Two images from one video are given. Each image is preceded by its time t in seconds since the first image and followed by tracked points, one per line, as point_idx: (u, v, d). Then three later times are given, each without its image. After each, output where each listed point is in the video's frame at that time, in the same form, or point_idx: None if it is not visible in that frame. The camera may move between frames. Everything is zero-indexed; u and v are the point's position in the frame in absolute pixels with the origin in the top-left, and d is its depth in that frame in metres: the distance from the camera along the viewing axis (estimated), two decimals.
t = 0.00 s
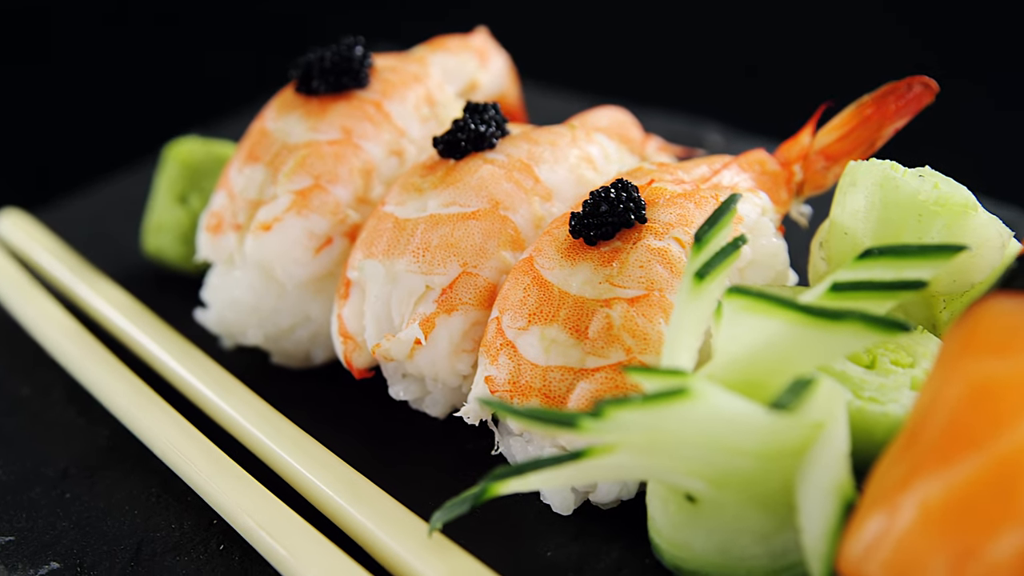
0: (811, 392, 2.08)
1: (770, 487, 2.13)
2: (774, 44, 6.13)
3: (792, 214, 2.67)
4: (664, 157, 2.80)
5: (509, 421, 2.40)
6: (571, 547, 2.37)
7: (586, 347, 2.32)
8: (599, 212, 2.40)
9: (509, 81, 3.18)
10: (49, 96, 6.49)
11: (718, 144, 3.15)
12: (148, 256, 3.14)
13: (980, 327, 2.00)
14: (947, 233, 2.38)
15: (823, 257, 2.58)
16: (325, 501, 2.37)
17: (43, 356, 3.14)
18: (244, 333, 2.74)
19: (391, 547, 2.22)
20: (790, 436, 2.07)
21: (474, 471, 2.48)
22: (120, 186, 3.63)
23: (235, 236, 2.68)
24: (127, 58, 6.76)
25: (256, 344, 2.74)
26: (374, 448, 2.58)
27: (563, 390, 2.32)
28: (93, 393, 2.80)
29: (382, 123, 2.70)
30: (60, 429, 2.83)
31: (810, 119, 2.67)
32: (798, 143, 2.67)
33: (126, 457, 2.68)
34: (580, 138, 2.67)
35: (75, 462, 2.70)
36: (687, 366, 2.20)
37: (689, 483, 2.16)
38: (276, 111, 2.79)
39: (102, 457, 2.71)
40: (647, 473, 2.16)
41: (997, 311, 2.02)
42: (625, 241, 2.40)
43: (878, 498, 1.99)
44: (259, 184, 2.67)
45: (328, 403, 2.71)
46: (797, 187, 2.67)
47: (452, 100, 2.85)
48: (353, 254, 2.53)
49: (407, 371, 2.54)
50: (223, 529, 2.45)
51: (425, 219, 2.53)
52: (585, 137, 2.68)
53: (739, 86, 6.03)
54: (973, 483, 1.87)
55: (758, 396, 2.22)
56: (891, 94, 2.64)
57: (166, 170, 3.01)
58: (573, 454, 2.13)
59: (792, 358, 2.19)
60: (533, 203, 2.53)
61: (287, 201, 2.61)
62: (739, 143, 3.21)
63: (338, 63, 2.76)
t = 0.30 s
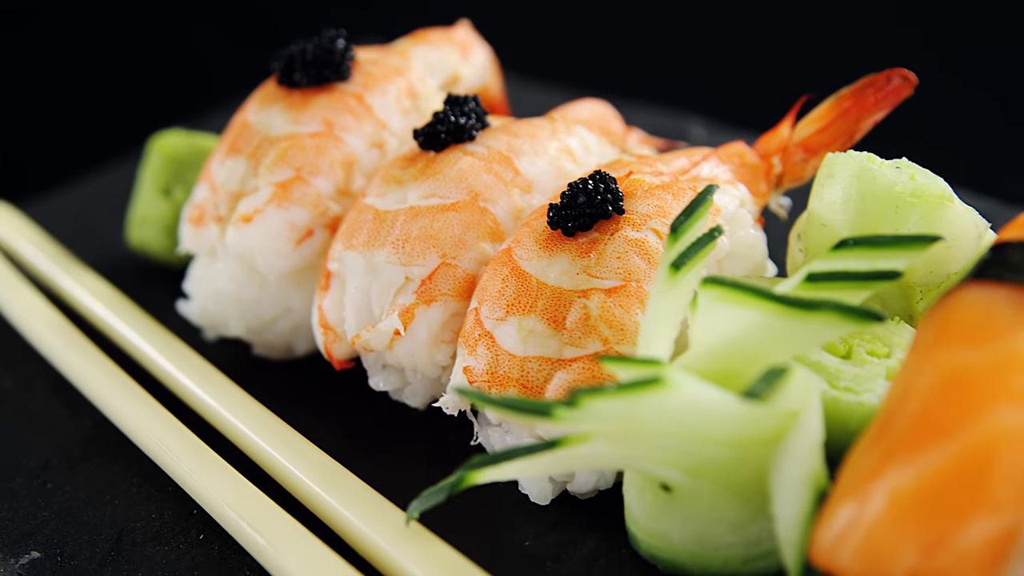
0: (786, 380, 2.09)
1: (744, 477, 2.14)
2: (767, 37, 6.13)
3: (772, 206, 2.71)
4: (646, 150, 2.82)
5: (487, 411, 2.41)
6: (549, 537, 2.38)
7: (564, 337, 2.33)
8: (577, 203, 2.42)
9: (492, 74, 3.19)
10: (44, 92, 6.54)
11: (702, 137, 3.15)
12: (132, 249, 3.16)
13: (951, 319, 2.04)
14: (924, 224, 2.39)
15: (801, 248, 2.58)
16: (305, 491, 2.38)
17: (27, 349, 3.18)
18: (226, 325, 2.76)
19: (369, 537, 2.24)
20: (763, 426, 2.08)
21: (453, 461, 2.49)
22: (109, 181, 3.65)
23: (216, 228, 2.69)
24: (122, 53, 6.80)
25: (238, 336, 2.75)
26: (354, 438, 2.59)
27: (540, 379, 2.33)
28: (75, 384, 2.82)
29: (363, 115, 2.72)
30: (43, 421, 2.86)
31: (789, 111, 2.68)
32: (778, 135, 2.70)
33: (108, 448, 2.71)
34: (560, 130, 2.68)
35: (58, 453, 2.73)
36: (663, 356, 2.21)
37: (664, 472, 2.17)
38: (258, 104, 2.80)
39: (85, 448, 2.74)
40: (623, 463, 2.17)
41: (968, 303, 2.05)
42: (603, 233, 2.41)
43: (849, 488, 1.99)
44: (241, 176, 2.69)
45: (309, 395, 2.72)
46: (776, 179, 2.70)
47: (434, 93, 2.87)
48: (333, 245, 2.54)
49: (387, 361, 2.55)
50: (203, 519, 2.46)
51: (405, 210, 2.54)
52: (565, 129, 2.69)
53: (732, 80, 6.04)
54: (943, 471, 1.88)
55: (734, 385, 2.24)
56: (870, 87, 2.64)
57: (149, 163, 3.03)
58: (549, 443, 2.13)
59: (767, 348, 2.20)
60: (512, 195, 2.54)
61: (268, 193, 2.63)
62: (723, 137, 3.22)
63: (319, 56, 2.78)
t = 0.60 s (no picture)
0: (758, 370, 2.07)
1: (718, 466, 2.15)
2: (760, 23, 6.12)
3: (750, 196, 2.69)
4: (626, 141, 2.81)
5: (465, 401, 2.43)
6: (526, 526, 2.39)
7: (541, 327, 2.34)
8: (554, 194, 2.42)
9: (472, 68, 3.21)
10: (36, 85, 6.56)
11: (684, 129, 3.18)
12: (116, 241, 3.18)
13: (923, 307, 2.07)
14: (900, 215, 2.39)
15: (778, 240, 2.61)
16: (282, 480, 2.39)
17: (12, 341, 3.20)
18: (207, 317, 2.77)
19: (347, 526, 2.25)
20: (737, 415, 2.10)
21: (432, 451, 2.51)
22: (94, 173, 3.67)
23: (197, 220, 2.71)
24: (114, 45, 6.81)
25: (219, 327, 2.76)
26: (332, 427, 2.60)
27: (517, 369, 2.34)
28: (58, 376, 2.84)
29: (344, 108, 2.73)
30: (26, 413, 2.89)
31: (768, 103, 2.70)
32: (756, 127, 2.71)
33: (91, 440, 2.74)
34: (540, 122, 2.69)
35: (40, 445, 2.76)
36: (638, 345, 2.23)
37: (639, 461, 2.18)
38: (239, 96, 2.81)
39: (67, 439, 2.77)
40: (598, 452, 2.18)
41: (940, 293, 2.08)
42: (580, 223, 2.42)
43: (821, 475, 2.00)
44: (222, 168, 2.70)
45: (290, 385, 2.73)
46: (754, 170, 2.70)
47: (414, 85, 2.88)
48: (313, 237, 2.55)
49: (366, 352, 2.57)
50: (183, 508, 2.49)
51: (384, 201, 2.55)
52: (544, 121, 2.70)
53: (723, 71, 6.04)
54: (914, 457, 1.89)
55: (708, 374, 2.25)
56: (849, 78, 2.66)
57: (133, 156, 3.06)
58: (524, 432, 2.14)
59: (741, 338, 2.21)
60: (490, 186, 2.55)
61: (248, 184, 2.64)
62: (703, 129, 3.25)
63: (300, 48, 2.79)
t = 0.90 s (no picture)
0: (731, 358, 2.08)
1: (692, 455, 2.17)
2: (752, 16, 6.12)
3: (729, 188, 2.73)
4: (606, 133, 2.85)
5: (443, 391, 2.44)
6: (503, 516, 2.41)
7: (518, 318, 2.36)
8: (531, 184, 2.43)
9: (455, 61, 3.22)
10: (29, 77, 6.59)
11: (666, 124, 3.18)
12: (100, 233, 3.21)
13: (896, 296, 2.08)
14: (875, 206, 2.42)
15: (756, 231, 2.63)
16: (261, 469, 2.40)
17: None
18: (189, 308, 2.79)
19: (325, 514, 2.26)
20: (712, 404, 2.11)
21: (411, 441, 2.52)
22: (81, 166, 3.69)
23: (179, 211, 2.72)
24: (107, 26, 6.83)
25: (201, 318, 2.78)
26: (313, 418, 2.61)
27: (494, 359, 2.36)
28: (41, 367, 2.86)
29: (325, 100, 2.74)
30: (10, 404, 2.91)
31: (747, 96, 2.72)
32: (735, 119, 2.73)
33: (73, 431, 2.77)
34: (520, 114, 2.70)
35: (23, 435, 2.79)
36: (614, 335, 2.24)
37: (614, 450, 2.19)
38: (221, 89, 2.83)
39: (50, 430, 2.79)
40: (573, 441, 2.19)
41: (913, 282, 2.09)
42: (557, 214, 2.43)
43: (793, 463, 2.01)
44: (203, 160, 2.71)
45: (272, 377, 2.74)
46: (733, 162, 2.73)
47: (396, 78, 2.90)
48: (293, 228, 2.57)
49: (346, 343, 2.58)
50: (163, 498, 2.51)
51: (363, 193, 2.56)
52: (524, 113, 2.72)
53: (714, 64, 6.04)
54: (884, 445, 1.91)
55: (683, 364, 2.27)
56: (828, 71, 2.67)
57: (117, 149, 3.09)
58: (499, 421, 2.15)
59: (716, 327, 2.22)
60: (470, 177, 2.57)
61: (230, 176, 2.65)
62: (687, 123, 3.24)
63: (281, 41, 2.80)
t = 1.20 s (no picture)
0: (702, 352, 2.11)
1: (666, 448, 2.18)
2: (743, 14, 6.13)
3: (708, 184, 2.74)
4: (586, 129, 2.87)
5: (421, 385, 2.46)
6: (480, 509, 2.42)
7: (495, 312, 2.37)
8: (509, 180, 2.45)
9: (439, 58, 3.23)
10: (24, 72, 6.62)
11: (650, 120, 3.18)
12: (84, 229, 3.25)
13: (869, 289, 2.09)
14: (851, 201, 2.44)
15: (733, 227, 2.64)
16: (240, 462, 2.42)
17: None
18: (172, 304, 2.81)
19: (302, 508, 2.29)
20: (685, 398, 2.12)
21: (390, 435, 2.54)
22: (69, 164, 3.72)
23: (161, 207, 2.75)
24: (102, 24, 6.85)
25: (184, 314, 2.80)
26: (293, 412, 2.63)
27: (472, 353, 2.38)
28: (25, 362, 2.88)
29: (307, 97, 2.76)
30: None
31: (725, 92, 2.74)
32: (713, 115, 2.75)
33: (57, 427, 2.79)
34: (500, 110, 2.72)
35: (7, 431, 2.81)
36: (589, 329, 2.26)
37: (588, 443, 2.21)
38: (204, 85, 2.84)
39: (33, 425, 2.81)
40: (549, 434, 2.20)
41: (885, 275, 2.10)
42: (535, 210, 2.44)
43: (764, 456, 2.03)
44: (185, 156, 2.73)
45: (253, 371, 2.76)
46: (712, 159, 2.74)
47: (378, 75, 2.92)
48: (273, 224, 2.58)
49: (326, 338, 2.60)
50: (143, 491, 2.53)
51: (343, 188, 2.58)
52: (504, 109, 2.73)
53: (706, 59, 6.04)
54: (853, 438, 1.92)
55: (657, 358, 2.28)
56: (806, 68, 2.69)
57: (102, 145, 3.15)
58: (473, 413, 2.16)
59: (690, 321, 2.24)
60: (449, 173, 2.58)
61: (211, 172, 2.67)
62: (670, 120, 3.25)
63: (263, 38, 2.82)
